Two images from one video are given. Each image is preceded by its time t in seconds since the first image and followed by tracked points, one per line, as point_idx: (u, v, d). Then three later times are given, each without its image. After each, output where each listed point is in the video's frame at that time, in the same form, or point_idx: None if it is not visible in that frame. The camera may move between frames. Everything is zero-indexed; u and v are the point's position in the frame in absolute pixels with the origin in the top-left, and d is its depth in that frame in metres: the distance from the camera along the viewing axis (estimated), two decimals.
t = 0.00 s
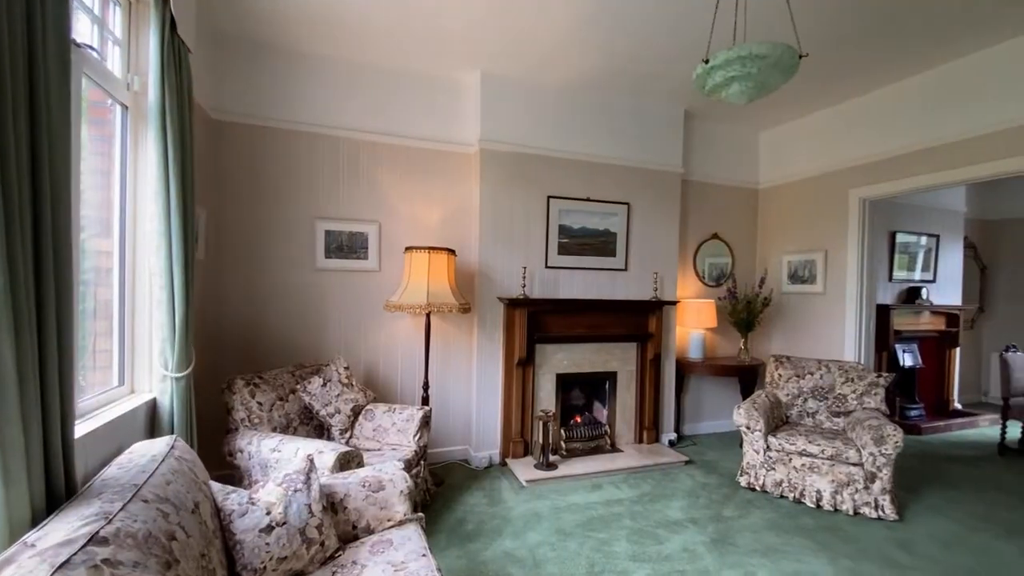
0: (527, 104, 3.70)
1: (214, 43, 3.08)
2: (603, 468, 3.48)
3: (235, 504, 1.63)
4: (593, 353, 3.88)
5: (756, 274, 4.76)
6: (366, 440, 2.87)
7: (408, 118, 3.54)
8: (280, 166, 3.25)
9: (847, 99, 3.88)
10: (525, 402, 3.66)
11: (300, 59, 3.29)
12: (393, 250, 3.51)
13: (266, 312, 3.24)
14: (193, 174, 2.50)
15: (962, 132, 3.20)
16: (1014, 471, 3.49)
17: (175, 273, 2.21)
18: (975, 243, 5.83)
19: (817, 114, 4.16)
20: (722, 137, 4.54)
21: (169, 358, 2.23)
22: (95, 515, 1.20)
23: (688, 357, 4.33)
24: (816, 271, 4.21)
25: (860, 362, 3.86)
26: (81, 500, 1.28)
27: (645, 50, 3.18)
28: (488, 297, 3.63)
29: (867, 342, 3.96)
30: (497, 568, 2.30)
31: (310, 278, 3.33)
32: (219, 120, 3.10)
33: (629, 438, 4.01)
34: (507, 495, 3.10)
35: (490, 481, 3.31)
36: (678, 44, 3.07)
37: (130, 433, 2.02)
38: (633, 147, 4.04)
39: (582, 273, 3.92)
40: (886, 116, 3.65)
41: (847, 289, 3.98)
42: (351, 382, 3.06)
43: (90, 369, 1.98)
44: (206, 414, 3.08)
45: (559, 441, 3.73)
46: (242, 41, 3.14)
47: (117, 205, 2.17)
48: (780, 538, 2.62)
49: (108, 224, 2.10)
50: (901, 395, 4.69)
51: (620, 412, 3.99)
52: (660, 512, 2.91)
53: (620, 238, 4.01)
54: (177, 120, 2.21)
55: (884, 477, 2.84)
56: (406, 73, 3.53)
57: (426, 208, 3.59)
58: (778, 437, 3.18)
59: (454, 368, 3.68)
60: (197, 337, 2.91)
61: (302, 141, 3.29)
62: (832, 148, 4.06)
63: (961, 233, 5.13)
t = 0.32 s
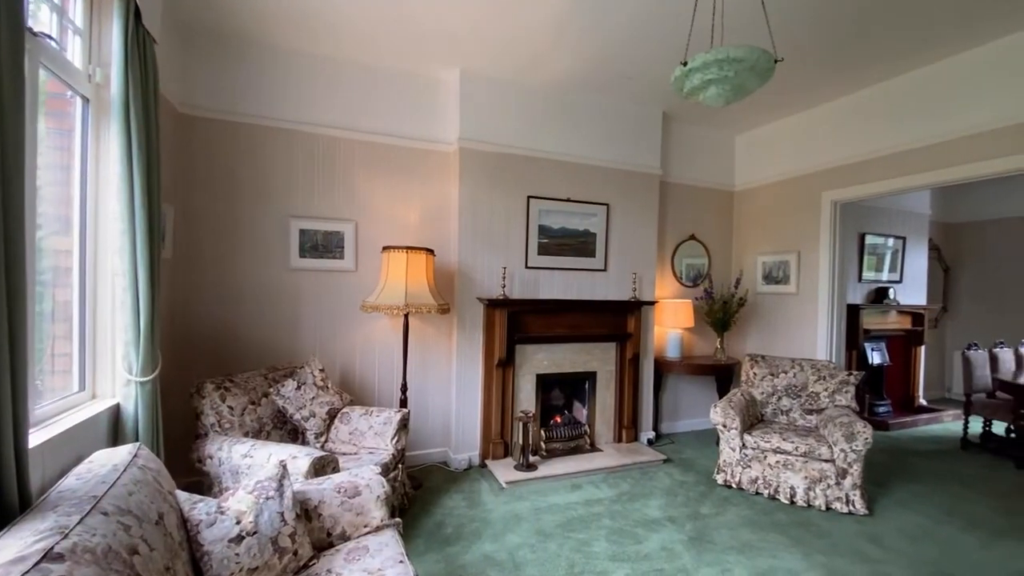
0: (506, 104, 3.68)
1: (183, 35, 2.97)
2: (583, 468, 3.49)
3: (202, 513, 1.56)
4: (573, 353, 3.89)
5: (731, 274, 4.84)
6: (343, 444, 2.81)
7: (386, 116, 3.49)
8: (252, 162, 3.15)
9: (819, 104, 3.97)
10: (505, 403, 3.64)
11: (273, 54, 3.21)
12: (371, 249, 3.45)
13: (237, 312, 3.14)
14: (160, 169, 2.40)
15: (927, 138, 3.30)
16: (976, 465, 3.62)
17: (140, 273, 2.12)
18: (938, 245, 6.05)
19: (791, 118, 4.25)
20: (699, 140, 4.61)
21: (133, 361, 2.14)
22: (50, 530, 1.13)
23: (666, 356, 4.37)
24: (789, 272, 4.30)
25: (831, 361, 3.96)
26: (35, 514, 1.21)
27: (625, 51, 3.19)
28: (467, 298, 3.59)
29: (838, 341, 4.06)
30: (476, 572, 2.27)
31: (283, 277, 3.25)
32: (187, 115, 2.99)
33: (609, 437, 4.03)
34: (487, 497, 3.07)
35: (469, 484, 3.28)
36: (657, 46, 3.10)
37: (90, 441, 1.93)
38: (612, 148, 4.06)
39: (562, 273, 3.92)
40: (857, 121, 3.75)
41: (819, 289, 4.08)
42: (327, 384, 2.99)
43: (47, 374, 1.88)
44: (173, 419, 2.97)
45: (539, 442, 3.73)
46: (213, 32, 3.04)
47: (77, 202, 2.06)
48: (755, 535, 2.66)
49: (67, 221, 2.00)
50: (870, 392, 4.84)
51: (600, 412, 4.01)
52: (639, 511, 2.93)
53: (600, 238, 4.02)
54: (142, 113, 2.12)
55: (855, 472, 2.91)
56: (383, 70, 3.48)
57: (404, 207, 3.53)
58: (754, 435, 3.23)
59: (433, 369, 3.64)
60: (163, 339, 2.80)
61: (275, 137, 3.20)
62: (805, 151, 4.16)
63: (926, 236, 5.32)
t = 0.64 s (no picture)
0: (484, 103, 3.66)
1: (146, 24, 2.85)
2: (561, 468, 3.48)
3: (163, 525, 1.48)
4: (551, 353, 3.88)
5: (706, 274, 4.92)
6: (315, 448, 2.74)
7: (361, 112, 3.42)
8: (220, 159, 3.05)
9: (790, 108, 4.07)
10: (483, 404, 3.61)
11: (243, 47, 3.11)
12: (345, 249, 3.37)
13: (204, 314, 3.03)
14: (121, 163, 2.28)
15: (892, 142, 3.42)
16: (937, 458, 3.76)
17: (97, 272, 2.01)
18: (902, 247, 6.28)
19: (764, 122, 4.35)
20: (675, 141, 4.67)
21: (91, 365, 2.03)
22: None
23: (643, 356, 4.41)
24: (762, 272, 4.39)
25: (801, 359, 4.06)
26: None
27: (603, 52, 3.20)
28: (444, 298, 3.55)
29: (808, 339, 4.17)
30: None
31: (253, 277, 3.14)
32: (150, 107, 2.87)
33: (586, 437, 4.04)
34: (464, 499, 3.04)
35: (446, 486, 3.24)
36: (634, 47, 3.13)
37: (43, 449, 1.82)
38: (589, 148, 4.07)
39: (540, 273, 3.91)
40: (826, 125, 3.86)
41: (789, 289, 4.18)
42: (299, 387, 2.91)
43: None
44: (134, 425, 2.84)
45: (517, 442, 3.70)
46: (178, 22, 2.92)
47: (29, 198, 1.95)
48: (729, 531, 2.70)
49: (18, 218, 1.89)
50: (838, 389, 4.99)
51: (578, 411, 4.01)
52: (616, 510, 2.94)
53: (577, 238, 4.03)
54: (101, 104, 2.01)
55: (825, 468, 2.99)
56: (358, 66, 3.41)
57: (379, 205, 3.47)
58: (728, 432, 3.28)
59: (410, 370, 3.58)
60: (123, 341, 2.67)
61: (244, 132, 3.10)
62: (777, 154, 4.25)
63: (889, 238, 5.51)
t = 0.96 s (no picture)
0: (458, 100, 3.62)
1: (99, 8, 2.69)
2: (536, 469, 3.47)
3: (116, 540, 1.39)
4: (526, 353, 3.86)
5: (678, 274, 4.99)
6: (282, 454, 2.64)
7: (330, 107, 3.33)
8: (180, 152, 2.91)
9: (759, 112, 4.17)
10: (456, 406, 3.56)
11: (204, 35, 2.97)
12: (314, 247, 3.27)
13: (163, 315, 2.89)
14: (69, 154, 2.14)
15: (855, 147, 3.53)
16: (895, 451, 3.92)
17: (43, 271, 1.88)
18: (862, 248, 6.54)
19: (733, 125, 4.44)
20: (648, 143, 4.72)
21: (37, 371, 1.90)
22: None
23: (616, 355, 4.44)
24: (731, 272, 4.49)
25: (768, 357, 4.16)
26: None
27: (578, 51, 3.20)
28: (417, 298, 3.49)
29: (775, 338, 4.28)
30: None
31: (215, 277, 3.01)
32: (102, 97, 2.71)
33: (561, 437, 4.04)
34: (438, 503, 2.99)
35: (420, 490, 3.18)
36: (608, 47, 3.14)
37: None
38: (564, 148, 4.08)
39: (515, 273, 3.89)
40: (793, 129, 3.96)
41: (757, 288, 4.28)
42: (265, 391, 2.81)
43: None
44: (85, 433, 2.68)
45: (492, 444, 3.67)
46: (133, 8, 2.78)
47: None
48: (701, 528, 2.73)
49: None
50: (803, 385, 5.15)
51: (552, 411, 4.01)
52: (591, 510, 2.94)
53: (552, 238, 4.02)
54: (48, 91, 1.89)
55: (792, 463, 3.06)
56: (328, 59, 3.32)
57: (350, 203, 3.38)
58: (699, 430, 3.33)
59: (382, 372, 3.50)
60: (72, 344, 2.52)
61: (205, 125, 2.97)
62: (746, 157, 4.35)
63: (851, 239, 5.72)
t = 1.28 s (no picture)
0: (433, 97, 3.56)
1: None
2: (511, 470, 3.45)
3: (65, 558, 1.30)
4: (501, 353, 3.84)
5: (651, 274, 5.05)
6: (248, 461, 2.54)
7: (300, 101, 3.23)
8: (139, 145, 2.77)
9: (730, 115, 4.25)
10: (431, 408, 3.51)
11: (166, 23, 2.84)
12: (282, 246, 3.17)
13: (120, 317, 2.74)
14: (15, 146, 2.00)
15: (821, 151, 3.64)
16: (858, 446, 4.06)
17: None
18: (826, 250, 6.77)
19: (705, 128, 4.52)
20: (623, 144, 4.76)
21: None
22: None
23: (592, 355, 4.46)
24: (703, 273, 4.56)
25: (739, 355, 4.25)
26: None
27: (554, 51, 3.19)
28: (391, 298, 3.42)
29: (745, 337, 4.37)
30: None
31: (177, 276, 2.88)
32: (54, 86, 2.56)
33: (537, 437, 4.03)
34: (412, 507, 2.93)
35: (394, 494, 3.12)
36: (584, 47, 3.14)
37: None
38: (540, 148, 4.07)
39: (490, 273, 3.86)
40: (763, 133, 4.06)
41: (728, 288, 4.36)
42: (231, 395, 2.70)
43: None
44: (34, 442, 2.52)
45: (468, 446, 3.63)
46: None
47: None
48: (676, 525, 2.76)
49: None
50: (771, 382, 5.29)
51: (528, 412, 3.99)
52: (566, 510, 2.93)
53: (528, 238, 4.01)
54: None
55: (762, 460, 3.13)
56: (298, 52, 3.22)
57: (320, 201, 3.29)
58: (673, 428, 3.37)
59: (354, 374, 3.42)
60: (20, 348, 2.36)
61: (167, 118, 2.84)
62: (717, 160, 4.43)
63: (817, 240, 5.91)
